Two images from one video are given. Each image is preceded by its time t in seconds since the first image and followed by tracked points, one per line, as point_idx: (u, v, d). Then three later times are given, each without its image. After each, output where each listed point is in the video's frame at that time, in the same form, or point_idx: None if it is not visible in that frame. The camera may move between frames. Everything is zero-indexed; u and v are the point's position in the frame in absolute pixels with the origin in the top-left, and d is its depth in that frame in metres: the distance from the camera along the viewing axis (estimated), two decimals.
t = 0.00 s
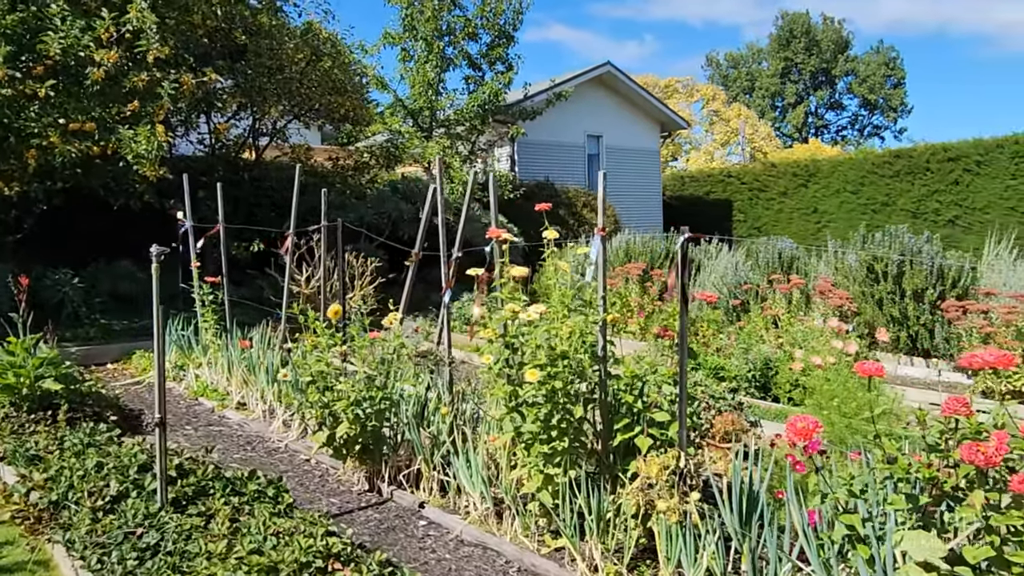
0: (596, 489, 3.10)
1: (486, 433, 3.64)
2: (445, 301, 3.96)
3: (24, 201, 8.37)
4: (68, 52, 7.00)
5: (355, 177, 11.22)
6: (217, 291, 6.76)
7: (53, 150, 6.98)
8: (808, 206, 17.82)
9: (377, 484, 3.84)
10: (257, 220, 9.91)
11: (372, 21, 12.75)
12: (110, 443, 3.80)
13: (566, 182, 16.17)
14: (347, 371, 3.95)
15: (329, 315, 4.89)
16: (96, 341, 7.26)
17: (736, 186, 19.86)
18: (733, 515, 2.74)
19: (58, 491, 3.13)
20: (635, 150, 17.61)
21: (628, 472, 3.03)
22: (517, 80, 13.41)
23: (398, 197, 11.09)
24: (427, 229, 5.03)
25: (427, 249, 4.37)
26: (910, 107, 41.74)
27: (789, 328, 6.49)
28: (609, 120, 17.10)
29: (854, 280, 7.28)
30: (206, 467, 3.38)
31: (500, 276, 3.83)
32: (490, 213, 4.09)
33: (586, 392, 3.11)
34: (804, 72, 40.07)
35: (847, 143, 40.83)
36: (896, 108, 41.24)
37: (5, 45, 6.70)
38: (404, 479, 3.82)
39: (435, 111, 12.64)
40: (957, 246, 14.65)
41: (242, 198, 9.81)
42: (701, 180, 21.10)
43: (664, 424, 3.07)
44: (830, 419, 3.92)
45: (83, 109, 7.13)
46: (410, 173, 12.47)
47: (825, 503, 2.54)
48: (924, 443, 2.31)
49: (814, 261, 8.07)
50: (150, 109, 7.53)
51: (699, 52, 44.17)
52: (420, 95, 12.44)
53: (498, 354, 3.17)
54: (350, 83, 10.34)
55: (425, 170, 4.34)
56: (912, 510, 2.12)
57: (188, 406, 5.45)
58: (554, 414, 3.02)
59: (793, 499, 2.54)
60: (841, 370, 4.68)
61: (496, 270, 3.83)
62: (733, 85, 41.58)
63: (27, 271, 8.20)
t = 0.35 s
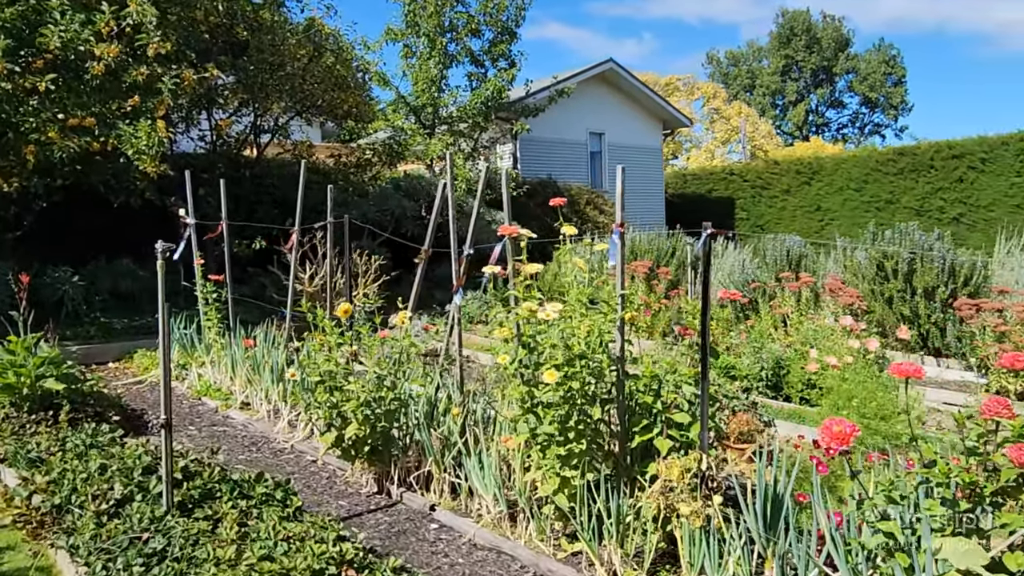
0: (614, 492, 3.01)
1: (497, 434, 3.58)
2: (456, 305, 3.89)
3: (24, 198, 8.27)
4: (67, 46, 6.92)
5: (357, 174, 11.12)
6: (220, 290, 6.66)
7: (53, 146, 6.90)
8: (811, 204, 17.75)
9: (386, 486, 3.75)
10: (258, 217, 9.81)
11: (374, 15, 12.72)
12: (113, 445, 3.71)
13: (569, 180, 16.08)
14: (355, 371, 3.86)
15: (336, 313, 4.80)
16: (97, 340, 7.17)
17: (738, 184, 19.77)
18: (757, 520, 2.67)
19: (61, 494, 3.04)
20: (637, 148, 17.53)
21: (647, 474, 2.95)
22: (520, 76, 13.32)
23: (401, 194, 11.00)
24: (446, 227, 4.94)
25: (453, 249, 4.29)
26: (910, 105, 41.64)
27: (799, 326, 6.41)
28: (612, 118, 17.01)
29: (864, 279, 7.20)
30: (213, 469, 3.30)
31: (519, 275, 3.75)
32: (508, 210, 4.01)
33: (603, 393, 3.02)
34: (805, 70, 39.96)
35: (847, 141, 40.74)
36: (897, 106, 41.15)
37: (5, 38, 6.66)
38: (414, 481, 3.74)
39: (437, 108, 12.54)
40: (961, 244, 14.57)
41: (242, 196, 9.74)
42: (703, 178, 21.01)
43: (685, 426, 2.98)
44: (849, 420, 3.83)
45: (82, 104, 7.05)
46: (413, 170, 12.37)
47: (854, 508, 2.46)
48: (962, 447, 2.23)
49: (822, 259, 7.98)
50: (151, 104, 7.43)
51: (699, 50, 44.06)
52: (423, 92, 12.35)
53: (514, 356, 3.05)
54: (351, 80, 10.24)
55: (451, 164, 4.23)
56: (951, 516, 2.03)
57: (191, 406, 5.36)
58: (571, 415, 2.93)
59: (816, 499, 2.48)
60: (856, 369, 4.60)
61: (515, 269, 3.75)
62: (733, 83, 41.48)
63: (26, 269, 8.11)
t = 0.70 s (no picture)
0: (644, 509, 2.85)
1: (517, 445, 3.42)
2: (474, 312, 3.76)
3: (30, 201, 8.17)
4: (74, 46, 6.81)
5: (366, 176, 10.99)
6: (228, 293, 6.53)
7: (59, 147, 6.79)
8: (823, 206, 17.55)
9: (402, 500, 3.61)
10: (267, 220, 9.68)
11: (383, 16, 12.60)
12: (119, 456, 3.58)
13: (578, 182, 15.94)
14: (370, 380, 3.69)
15: (349, 318, 4.66)
16: (103, 345, 7.04)
17: (749, 186, 19.57)
18: (800, 541, 2.51)
19: (65, 510, 2.90)
20: (647, 149, 17.36)
21: (681, 491, 2.79)
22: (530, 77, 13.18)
23: (411, 196, 10.86)
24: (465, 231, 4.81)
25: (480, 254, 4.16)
26: (920, 107, 41.31)
27: (820, 331, 6.24)
28: (622, 119, 16.85)
29: (886, 282, 7.02)
30: (222, 483, 3.15)
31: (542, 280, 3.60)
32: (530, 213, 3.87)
33: (633, 405, 2.86)
34: (813, 71, 39.69)
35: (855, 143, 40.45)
36: (906, 108, 40.83)
37: (10, 38, 6.55)
38: (430, 495, 3.58)
39: (446, 109, 12.40)
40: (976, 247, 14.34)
41: (249, 197, 9.62)
42: (713, 180, 20.83)
43: (720, 441, 2.81)
44: (885, 432, 3.66)
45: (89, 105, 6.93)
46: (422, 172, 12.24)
47: (908, 530, 2.30)
48: None
49: (842, 262, 7.80)
50: (159, 105, 7.30)
51: (706, 51, 43.90)
52: (432, 93, 12.22)
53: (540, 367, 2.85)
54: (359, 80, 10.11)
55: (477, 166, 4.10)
56: None
57: (199, 413, 5.23)
58: (600, 428, 2.76)
59: (866, 522, 2.34)
60: (888, 376, 4.42)
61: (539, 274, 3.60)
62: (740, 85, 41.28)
63: (32, 273, 8.00)
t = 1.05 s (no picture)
0: (679, 527, 2.72)
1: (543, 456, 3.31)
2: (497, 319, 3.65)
3: (43, 202, 8.14)
4: (88, 46, 6.74)
5: (380, 178, 10.90)
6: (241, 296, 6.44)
7: (73, 148, 6.72)
8: (839, 210, 17.33)
9: (422, 511, 3.49)
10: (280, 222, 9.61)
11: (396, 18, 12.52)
12: (131, 466, 3.47)
13: (591, 185, 15.80)
14: (390, 387, 3.58)
15: (366, 324, 4.54)
16: (114, 347, 6.98)
17: (764, 189, 19.36)
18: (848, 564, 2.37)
19: (75, 522, 2.80)
20: (661, 152, 17.21)
21: (717, 508, 2.66)
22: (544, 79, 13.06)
23: (425, 199, 10.77)
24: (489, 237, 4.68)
25: (507, 258, 4.03)
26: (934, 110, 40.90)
27: (845, 338, 6.09)
28: (635, 121, 16.71)
29: (912, 288, 6.86)
30: (237, 495, 3.04)
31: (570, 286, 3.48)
32: (560, 218, 3.74)
33: (668, 417, 2.73)
34: (826, 74, 39.37)
35: (869, 146, 40.08)
36: (920, 111, 40.43)
37: (25, 38, 6.49)
38: (451, 506, 3.47)
39: (460, 111, 12.30)
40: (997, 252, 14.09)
41: (263, 200, 9.59)
42: (726, 183, 20.60)
43: (759, 455, 2.68)
44: (926, 446, 3.51)
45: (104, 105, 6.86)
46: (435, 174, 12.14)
47: (968, 555, 2.16)
48: None
49: (865, 267, 7.63)
50: (173, 106, 7.22)
51: (717, 54, 43.65)
52: (445, 95, 12.13)
53: (571, 375, 2.75)
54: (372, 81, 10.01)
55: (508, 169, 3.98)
56: None
57: (212, 418, 5.14)
58: (634, 441, 2.63)
59: (920, 547, 2.24)
60: (923, 386, 4.26)
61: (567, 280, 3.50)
62: (752, 88, 41.01)
63: (45, 275, 7.96)
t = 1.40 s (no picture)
0: (713, 542, 2.61)
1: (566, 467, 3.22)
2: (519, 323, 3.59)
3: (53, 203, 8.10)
4: (100, 45, 6.70)
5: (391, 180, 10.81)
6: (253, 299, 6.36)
7: (84, 148, 6.66)
8: (852, 213, 17.15)
9: (442, 522, 3.39)
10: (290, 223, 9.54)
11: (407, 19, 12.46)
12: (144, 475, 3.38)
13: (602, 187, 15.67)
14: (409, 394, 3.47)
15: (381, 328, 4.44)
16: (124, 350, 6.91)
17: (775, 192, 19.14)
18: None
19: (87, 534, 2.71)
20: (671, 154, 17.09)
21: (754, 523, 2.55)
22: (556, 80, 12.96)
23: (436, 201, 10.68)
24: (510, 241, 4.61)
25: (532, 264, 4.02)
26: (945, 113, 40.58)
27: (868, 345, 5.95)
28: (646, 123, 16.60)
29: (935, 293, 6.71)
30: (252, 505, 2.94)
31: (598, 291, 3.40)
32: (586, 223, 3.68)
33: (702, 429, 2.62)
34: (835, 77, 39.11)
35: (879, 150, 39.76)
36: (931, 114, 40.11)
37: (37, 37, 6.45)
38: (471, 517, 3.36)
39: (470, 113, 12.21)
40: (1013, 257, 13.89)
41: (274, 202, 9.54)
42: (738, 186, 20.33)
43: (798, 468, 2.56)
44: (964, 457, 3.36)
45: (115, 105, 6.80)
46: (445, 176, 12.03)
47: None
48: None
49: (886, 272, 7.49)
50: (184, 106, 7.15)
51: (725, 57, 43.46)
52: (456, 97, 12.04)
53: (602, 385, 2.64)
54: (383, 82, 9.92)
55: (528, 173, 3.95)
56: None
57: (223, 424, 5.05)
58: (668, 453, 2.52)
59: (971, 565, 2.08)
60: (956, 395, 4.11)
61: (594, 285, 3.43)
62: (761, 91, 40.80)
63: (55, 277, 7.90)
